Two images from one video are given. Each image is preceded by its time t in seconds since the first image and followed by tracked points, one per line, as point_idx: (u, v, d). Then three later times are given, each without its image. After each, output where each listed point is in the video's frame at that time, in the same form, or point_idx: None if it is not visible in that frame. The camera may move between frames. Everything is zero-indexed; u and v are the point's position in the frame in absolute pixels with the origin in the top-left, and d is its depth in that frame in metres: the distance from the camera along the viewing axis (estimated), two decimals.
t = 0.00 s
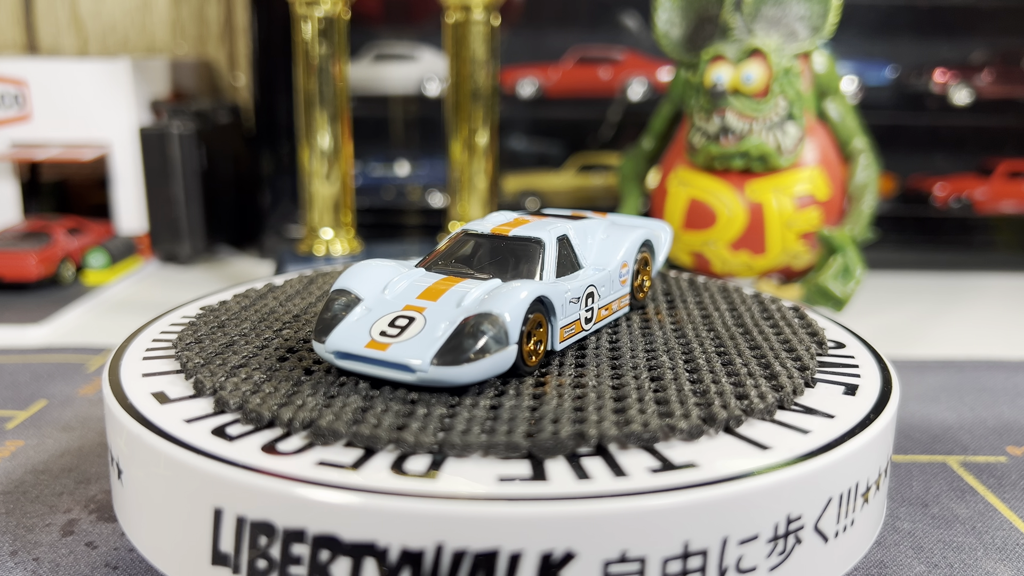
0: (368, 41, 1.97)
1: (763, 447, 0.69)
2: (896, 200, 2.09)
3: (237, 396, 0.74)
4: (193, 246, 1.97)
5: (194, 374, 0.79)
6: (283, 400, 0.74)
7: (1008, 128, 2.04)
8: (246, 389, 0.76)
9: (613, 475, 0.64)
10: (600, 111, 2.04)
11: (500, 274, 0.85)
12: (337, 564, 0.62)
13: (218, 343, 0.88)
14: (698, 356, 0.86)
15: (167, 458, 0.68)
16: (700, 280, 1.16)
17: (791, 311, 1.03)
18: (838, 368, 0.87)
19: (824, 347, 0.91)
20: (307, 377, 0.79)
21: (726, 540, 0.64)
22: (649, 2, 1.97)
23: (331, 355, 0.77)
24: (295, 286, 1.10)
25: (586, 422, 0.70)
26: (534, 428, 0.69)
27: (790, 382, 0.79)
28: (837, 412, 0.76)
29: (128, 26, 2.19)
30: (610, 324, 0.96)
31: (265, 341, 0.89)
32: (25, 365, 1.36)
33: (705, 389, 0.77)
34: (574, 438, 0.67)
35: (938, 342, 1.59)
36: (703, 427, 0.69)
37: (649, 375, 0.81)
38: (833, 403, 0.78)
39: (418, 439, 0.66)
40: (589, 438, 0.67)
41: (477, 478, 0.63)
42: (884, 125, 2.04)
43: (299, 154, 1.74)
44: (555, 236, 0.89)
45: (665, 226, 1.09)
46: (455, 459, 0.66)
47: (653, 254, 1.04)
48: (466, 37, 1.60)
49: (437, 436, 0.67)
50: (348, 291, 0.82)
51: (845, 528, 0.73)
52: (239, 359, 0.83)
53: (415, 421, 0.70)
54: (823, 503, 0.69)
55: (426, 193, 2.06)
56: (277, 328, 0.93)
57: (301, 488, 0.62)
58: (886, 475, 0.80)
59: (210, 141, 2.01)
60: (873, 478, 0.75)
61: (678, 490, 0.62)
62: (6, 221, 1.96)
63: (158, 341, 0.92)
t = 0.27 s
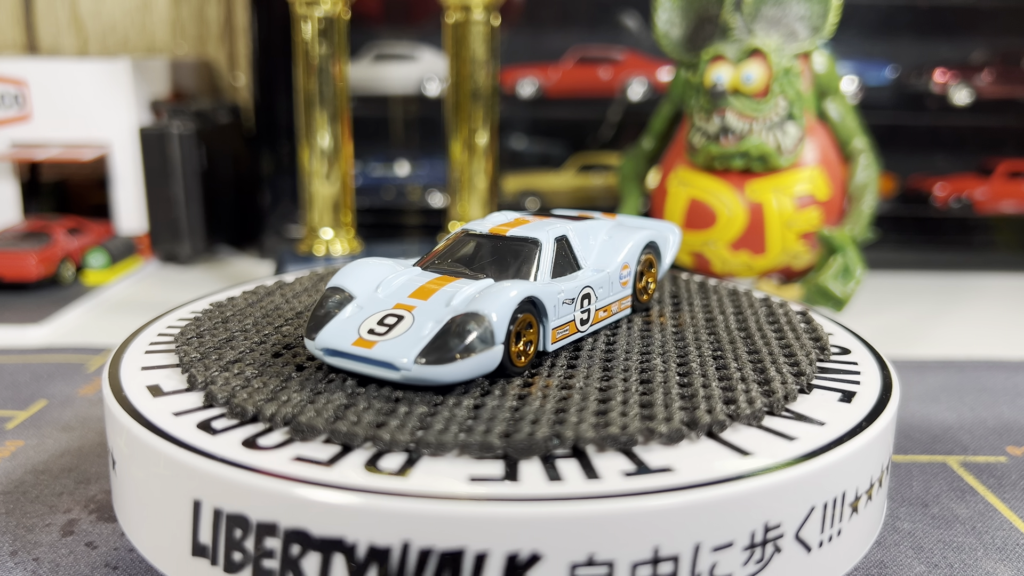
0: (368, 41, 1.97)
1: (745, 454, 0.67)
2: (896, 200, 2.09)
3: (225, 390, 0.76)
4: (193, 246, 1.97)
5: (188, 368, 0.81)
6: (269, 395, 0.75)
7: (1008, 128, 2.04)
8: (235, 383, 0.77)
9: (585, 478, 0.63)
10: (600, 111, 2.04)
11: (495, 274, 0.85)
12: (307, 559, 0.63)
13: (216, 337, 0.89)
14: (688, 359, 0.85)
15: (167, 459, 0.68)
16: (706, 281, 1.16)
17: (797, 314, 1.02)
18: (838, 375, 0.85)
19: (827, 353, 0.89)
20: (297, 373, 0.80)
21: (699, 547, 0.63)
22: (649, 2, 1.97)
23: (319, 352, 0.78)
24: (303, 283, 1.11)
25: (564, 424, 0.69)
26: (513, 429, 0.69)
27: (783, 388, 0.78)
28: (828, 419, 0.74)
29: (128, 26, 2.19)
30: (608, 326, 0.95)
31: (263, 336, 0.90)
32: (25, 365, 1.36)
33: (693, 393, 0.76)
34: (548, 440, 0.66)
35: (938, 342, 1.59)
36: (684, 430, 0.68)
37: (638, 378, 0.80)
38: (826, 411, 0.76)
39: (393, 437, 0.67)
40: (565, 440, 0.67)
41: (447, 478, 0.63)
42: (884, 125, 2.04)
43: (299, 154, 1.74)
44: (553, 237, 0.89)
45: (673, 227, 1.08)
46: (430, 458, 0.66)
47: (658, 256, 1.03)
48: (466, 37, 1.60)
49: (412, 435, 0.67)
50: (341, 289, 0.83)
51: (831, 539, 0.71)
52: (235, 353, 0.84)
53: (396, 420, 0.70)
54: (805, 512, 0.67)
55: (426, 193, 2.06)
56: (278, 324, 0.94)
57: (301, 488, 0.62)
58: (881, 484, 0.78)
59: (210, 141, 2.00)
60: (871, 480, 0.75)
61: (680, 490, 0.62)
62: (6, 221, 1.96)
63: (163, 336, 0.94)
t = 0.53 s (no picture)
0: (368, 41, 1.97)
1: (724, 459, 0.67)
2: (896, 200, 2.09)
3: (215, 384, 0.77)
4: (193, 246, 1.97)
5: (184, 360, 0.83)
6: (257, 390, 0.76)
7: (1008, 128, 2.04)
8: (226, 377, 0.78)
9: (556, 479, 0.63)
10: (600, 111, 2.04)
11: (494, 275, 0.85)
12: (277, 553, 0.63)
13: (216, 332, 0.91)
14: (679, 362, 0.84)
15: (167, 459, 0.68)
16: (712, 283, 1.16)
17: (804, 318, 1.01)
18: (835, 381, 0.83)
19: (828, 359, 0.87)
20: (289, 369, 0.81)
21: (668, 552, 0.62)
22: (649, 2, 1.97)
23: (309, 348, 0.79)
24: (311, 281, 1.12)
25: (541, 425, 0.69)
26: (491, 428, 0.69)
27: (773, 394, 0.76)
28: (816, 426, 0.73)
29: (128, 26, 2.19)
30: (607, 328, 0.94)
31: (262, 333, 0.91)
32: (25, 365, 1.36)
33: (679, 396, 0.75)
34: (522, 441, 0.66)
35: (938, 342, 1.59)
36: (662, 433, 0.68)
37: (627, 380, 0.79)
38: (816, 418, 0.75)
39: (370, 434, 0.67)
40: (541, 440, 0.66)
41: (417, 476, 0.63)
42: (884, 125, 2.04)
43: (299, 154, 1.74)
44: (551, 237, 0.89)
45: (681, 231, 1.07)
46: (405, 456, 0.66)
47: (663, 258, 1.02)
48: (466, 37, 1.60)
49: (389, 432, 0.67)
50: (335, 286, 0.84)
51: (813, 548, 0.70)
52: (231, 348, 0.86)
53: (377, 418, 0.70)
54: (784, 520, 0.66)
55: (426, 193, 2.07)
56: (280, 321, 0.95)
57: (301, 488, 0.62)
58: (874, 494, 0.77)
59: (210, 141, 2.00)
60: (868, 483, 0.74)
61: (680, 490, 0.62)
62: (6, 221, 1.96)
63: (168, 329, 0.96)
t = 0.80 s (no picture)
0: (368, 41, 1.97)
1: (701, 464, 0.66)
2: (896, 200, 2.09)
3: (207, 376, 0.78)
4: (193, 246, 1.97)
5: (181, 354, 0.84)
6: (246, 383, 0.77)
7: (1008, 128, 2.04)
8: (218, 370, 0.80)
9: (527, 480, 0.63)
10: (600, 111, 2.05)
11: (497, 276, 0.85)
12: (251, 546, 0.64)
13: (217, 326, 0.92)
14: (673, 362, 0.84)
15: (167, 459, 0.68)
16: (718, 284, 1.15)
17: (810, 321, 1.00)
18: (831, 388, 0.81)
19: (828, 365, 0.85)
20: (281, 365, 0.81)
21: (638, 557, 0.62)
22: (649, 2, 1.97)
23: (299, 344, 0.79)
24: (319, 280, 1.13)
25: (519, 425, 0.69)
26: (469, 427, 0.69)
27: (763, 398, 0.75)
28: (803, 433, 0.71)
29: (128, 26, 2.19)
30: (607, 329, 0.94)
31: (262, 328, 0.92)
32: (25, 365, 1.36)
33: (665, 399, 0.74)
34: (495, 441, 0.66)
35: (939, 342, 1.59)
36: (639, 436, 0.67)
37: (615, 383, 0.78)
38: (806, 425, 0.73)
39: (348, 430, 0.67)
40: (515, 440, 0.66)
41: (389, 475, 0.63)
42: (884, 125, 2.04)
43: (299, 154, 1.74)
44: (548, 238, 0.88)
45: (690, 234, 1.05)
46: (380, 453, 0.66)
47: (669, 260, 1.01)
48: (466, 37, 1.60)
49: (366, 429, 0.67)
50: (330, 284, 0.85)
51: (795, 557, 0.69)
52: (228, 342, 0.87)
53: (360, 414, 0.71)
54: (761, 527, 0.65)
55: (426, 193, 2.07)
56: (282, 317, 0.96)
57: (301, 488, 0.62)
58: (864, 504, 0.75)
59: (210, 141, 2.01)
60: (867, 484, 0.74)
61: (682, 490, 0.62)
62: (6, 222, 1.96)
63: (174, 324, 0.98)
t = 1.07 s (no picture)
0: (368, 41, 1.97)
1: (677, 468, 0.65)
2: (896, 200, 2.09)
3: (200, 371, 0.80)
4: (193, 246, 1.97)
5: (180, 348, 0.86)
6: (236, 378, 0.78)
7: (1007, 128, 2.04)
8: (213, 365, 0.81)
9: (499, 479, 0.63)
10: (600, 111, 2.05)
11: (499, 275, 0.84)
12: (228, 538, 0.65)
13: (219, 323, 0.94)
14: (667, 364, 0.84)
15: (167, 459, 0.68)
16: (724, 285, 1.15)
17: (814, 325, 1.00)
18: (825, 394, 0.80)
19: (826, 372, 0.83)
20: (275, 362, 0.82)
21: (605, 560, 0.61)
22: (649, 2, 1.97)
23: (292, 340, 0.81)
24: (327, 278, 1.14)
25: (497, 425, 0.69)
26: (449, 426, 0.69)
27: (751, 404, 0.74)
28: (788, 439, 0.70)
29: (128, 26, 2.19)
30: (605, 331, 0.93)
31: (264, 326, 0.93)
32: (25, 365, 1.36)
33: (649, 403, 0.74)
34: (469, 440, 0.66)
35: (939, 342, 1.59)
36: (616, 438, 0.67)
37: (602, 385, 0.78)
38: (793, 431, 0.72)
39: (327, 427, 0.68)
40: (490, 440, 0.66)
41: (362, 471, 0.64)
42: (884, 125, 2.04)
43: (299, 154, 1.74)
44: (546, 238, 0.88)
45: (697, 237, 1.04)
46: (356, 449, 0.67)
47: (674, 263, 1.00)
48: (466, 37, 1.60)
49: (343, 425, 0.68)
50: (326, 282, 0.86)
51: (773, 565, 0.68)
52: (227, 339, 0.89)
53: (343, 412, 0.71)
54: (736, 534, 0.64)
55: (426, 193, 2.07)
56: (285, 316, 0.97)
57: (302, 489, 0.62)
58: (853, 514, 0.73)
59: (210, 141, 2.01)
60: (865, 486, 0.74)
61: (683, 490, 0.62)
62: (6, 221, 1.96)
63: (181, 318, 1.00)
